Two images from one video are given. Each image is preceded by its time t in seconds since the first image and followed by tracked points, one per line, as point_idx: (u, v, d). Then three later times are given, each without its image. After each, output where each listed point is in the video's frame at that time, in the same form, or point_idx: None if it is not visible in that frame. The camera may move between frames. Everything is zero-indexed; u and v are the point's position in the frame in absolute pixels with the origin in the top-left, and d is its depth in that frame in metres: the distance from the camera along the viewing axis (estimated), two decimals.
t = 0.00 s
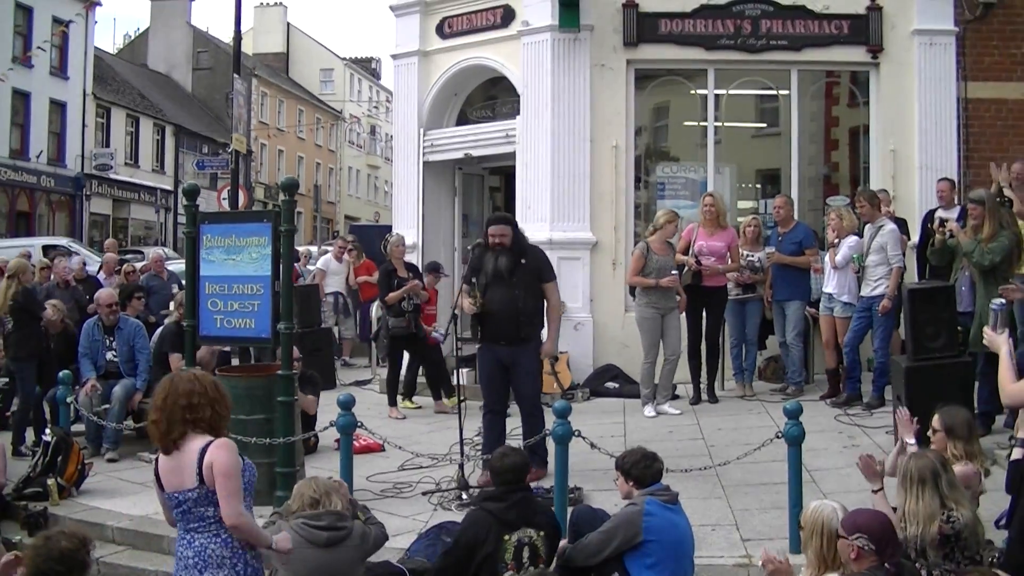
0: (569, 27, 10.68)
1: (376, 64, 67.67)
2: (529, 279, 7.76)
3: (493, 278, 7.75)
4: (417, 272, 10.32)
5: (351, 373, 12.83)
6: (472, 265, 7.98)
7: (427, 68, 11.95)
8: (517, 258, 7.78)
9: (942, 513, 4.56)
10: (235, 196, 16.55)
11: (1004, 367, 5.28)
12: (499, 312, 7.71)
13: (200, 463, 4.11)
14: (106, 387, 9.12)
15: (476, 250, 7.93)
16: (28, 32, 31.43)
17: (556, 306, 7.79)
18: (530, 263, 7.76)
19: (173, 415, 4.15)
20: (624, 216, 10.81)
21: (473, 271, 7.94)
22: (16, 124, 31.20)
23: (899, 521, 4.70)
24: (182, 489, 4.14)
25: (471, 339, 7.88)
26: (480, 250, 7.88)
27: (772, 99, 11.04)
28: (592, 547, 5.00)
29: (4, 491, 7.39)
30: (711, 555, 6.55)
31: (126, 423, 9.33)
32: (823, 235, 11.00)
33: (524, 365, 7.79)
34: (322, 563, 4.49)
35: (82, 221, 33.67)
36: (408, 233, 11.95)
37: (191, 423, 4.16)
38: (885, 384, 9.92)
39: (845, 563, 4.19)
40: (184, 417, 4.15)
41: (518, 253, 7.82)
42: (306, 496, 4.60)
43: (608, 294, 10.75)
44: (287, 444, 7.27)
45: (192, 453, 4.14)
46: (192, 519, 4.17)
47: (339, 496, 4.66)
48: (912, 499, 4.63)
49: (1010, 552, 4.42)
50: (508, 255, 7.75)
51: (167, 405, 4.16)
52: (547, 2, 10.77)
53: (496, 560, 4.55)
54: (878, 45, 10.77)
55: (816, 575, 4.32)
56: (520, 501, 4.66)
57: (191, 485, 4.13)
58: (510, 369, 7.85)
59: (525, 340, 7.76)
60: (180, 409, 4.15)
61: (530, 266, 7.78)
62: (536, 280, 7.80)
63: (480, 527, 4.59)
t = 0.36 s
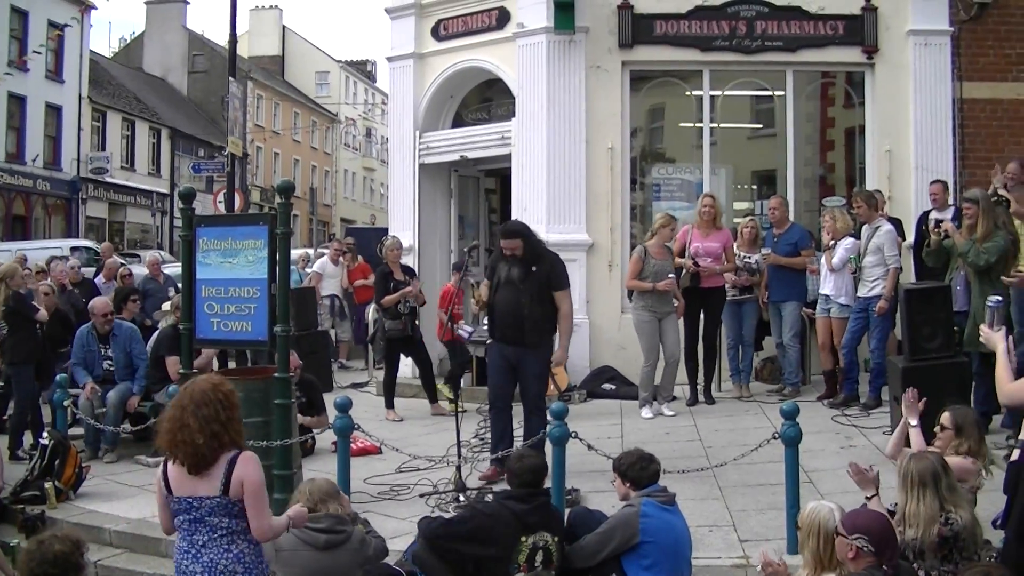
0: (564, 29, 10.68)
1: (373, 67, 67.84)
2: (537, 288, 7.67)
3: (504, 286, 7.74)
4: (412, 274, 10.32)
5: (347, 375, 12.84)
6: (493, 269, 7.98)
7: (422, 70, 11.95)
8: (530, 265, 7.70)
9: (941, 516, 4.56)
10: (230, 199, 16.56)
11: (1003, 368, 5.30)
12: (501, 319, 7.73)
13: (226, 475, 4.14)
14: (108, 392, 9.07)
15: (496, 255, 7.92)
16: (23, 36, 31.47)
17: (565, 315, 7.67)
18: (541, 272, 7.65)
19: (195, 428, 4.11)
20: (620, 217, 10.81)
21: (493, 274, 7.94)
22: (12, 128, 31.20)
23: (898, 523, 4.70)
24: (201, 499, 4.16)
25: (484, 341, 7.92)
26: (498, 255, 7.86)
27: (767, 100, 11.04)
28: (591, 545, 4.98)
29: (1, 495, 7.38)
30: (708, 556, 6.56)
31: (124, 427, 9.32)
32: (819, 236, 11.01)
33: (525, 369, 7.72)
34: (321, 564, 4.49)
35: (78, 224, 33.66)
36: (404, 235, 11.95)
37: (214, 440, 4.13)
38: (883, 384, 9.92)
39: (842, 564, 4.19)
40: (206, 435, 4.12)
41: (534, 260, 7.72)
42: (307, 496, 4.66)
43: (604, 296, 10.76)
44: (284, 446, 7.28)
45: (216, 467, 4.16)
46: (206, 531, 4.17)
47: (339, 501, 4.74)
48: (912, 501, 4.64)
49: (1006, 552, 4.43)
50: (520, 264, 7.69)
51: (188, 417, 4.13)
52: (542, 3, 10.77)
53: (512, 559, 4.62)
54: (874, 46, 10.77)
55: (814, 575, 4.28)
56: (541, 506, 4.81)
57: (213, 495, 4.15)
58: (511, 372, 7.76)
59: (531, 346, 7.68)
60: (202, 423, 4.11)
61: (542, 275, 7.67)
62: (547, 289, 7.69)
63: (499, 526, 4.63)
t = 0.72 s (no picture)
0: (570, 31, 10.69)
1: (377, 69, 67.99)
2: (540, 291, 7.63)
3: (510, 290, 7.75)
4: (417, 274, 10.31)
5: (352, 376, 12.83)
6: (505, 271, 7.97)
7: (427, 71, 11.96)
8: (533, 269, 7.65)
9: (949, 522, 4.56)
10: (236, 200, 16.58)
11: (1008, 369, 5.29)
12: (507, 325, 7.77)
13: (225, 474, 4.21)
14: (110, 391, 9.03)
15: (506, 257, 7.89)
16: (30, 37, 31.49)
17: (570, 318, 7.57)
18: (544, 276, 7.59)
19: (207, 421, 4.17)
20: (625, 219, 10.81)
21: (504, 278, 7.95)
22: (17, 129, 31.25)
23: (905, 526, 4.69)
24: (191, 493, 4.17)
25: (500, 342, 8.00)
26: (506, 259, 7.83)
27: (772, 101, 11.04)
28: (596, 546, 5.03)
29: (6, 496, 7.37)
30: (713, 558, 6.55)
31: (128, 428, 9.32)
32: (824, 237, 11.01)
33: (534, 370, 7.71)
34: (318, 565, 4.43)
35: (84, 225, 33.67)
36: (409, 236, 11.95)
37: (220, 437, 4.20)
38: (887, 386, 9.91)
39: (849, 565, 4.19)
40: (216, 430, 4.18)
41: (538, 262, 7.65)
42: (319, 497, 4.65)
43: (609, 297, 10.76)
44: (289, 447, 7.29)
45: (214, 463, 4.21)
46: (194, 526, 4.18)
47: (354, 508, 4.69)
48: (921, 507, 4.62)
49: (1011, 554, 4.43)
50: (523, 269, 7.65)
51: (201, 409, 4.18)
52: (548, 5, 10.78)
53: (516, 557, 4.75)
54: (879, 48, 10.77)
55: None
56: (534, 502, 4.85)
57: (208, 491, 4.19)
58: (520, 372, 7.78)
59: (538, 348, 7.67)
60: (215, 415, 4.19)
61: (545, 279, 7.60)
62: (551, 293, 7.63)
63: (500, 523, 4.76)
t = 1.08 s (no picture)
0: (570, 27, 10.66)
1: (377, 66, 67.95)
2: (526, 293, 7.63)
3: (500, 294, 7.80)
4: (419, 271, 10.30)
5: (354, 373, 12.83)
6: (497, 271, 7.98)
7: (428, 69, 11.94)
8: (517, 270, 7.64)
9: (955, 518, 4.55)
10: (237, 198, 16.55)
11: (1010, 361, 5.28)
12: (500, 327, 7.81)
13: (190, 467, 4.19)
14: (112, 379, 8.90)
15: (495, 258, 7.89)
16: (30, 36, 31.43)
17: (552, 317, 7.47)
18: (527, 278, 7.57)
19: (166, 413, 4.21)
20: (627, 216, 10.80)
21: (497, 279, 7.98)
22: (17, 128, 31.24)
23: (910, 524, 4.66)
24: (159, 492, 4.17)
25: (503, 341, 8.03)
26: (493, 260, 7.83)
27: (774, 97, 11.03)
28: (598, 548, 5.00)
29: (9, 496, 7.37)
30: (717, 554, 6.55)
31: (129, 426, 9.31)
32: (826, 233, 10.99)
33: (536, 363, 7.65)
34: (330, 563, 4.47)
35: (85, 223, 33.63)
36: (410, 233, 11.95)
37: (179, 431, 4.21)
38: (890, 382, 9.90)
39: (855, 562, 4.19)
40: (174, 422, 4.20)
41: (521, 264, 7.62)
42: (342, 497, 4.66)
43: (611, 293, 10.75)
44: (292, 445, 7.29)
45: (177, 457, 4.21)
46: (167, 528, 4.18)
47: (375, 511, 4.70)
48: (925, 506, 4.60)
49: (1015, 549, 4.42)
50: (507, 271, 7.64)
51: (161, 405, 4.23)
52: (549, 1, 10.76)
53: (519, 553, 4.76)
54: (880, 43, 10.75)
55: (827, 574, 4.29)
56: (534, 498, 4.88)
57: (175, 489, 4.18)
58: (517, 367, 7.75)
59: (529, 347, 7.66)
60: (174, 409, 4.22)
61: (529, 280, 7.59)
62: (534, 294, 7.62)
63: (502, 518, 4.76)
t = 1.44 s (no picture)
0: (570, 20, 10.64)
1: (377, 59, 67.84)
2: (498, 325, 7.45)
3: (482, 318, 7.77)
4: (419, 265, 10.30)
5: (354, 367, 12.84)
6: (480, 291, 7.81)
7: (428, 61, 11.92)
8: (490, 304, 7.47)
9: (955, 509, 4.54)
10: (237, 192, 16.55)
11: (1008, 353, 5.27)
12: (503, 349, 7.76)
13: (187, 458, 4.17)
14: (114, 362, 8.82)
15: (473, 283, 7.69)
16: (30, 30, 31.40)
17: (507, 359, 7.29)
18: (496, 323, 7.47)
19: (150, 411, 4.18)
20: (627, 209, 10.78)
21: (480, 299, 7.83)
22: (17, 123, 31.26)
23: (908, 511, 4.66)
24: (162, 487, 4.19)
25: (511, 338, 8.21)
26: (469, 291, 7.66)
27: (774, 90, 11.01)
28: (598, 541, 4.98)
29: (10, 491, 7.39)
30: (717, 548, 6.55)
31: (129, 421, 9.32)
32: (826, 226, 10.98)
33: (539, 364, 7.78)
34: (334, 560, 4.50)
35: (84, 217, 33.63)
36: (410, 227, 11.94)
37: (165, 427, 4.17)
38: (891, 375, 9.89)
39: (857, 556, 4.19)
40: (157, 419, 4.17)
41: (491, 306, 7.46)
42: (337, 493, 4.66)
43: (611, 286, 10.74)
44: (292, 439, 7.29)
45: (170, 452, 4.19)
46: (177, 522, 4.22)
47: (372, 501, 4.71)
48: (923, 499, 4.59)
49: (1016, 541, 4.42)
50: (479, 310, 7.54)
51: (143, 404, 4.19)
52: None
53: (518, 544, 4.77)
54: (881, 35, 10.73)
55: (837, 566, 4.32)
56: (534, 491, 4.88)
57: (177, 482, 4.18)
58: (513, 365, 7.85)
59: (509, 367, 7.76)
60: (155, 407, 4.17)
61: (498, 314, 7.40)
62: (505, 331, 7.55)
63: (501, 512, 4.76)
